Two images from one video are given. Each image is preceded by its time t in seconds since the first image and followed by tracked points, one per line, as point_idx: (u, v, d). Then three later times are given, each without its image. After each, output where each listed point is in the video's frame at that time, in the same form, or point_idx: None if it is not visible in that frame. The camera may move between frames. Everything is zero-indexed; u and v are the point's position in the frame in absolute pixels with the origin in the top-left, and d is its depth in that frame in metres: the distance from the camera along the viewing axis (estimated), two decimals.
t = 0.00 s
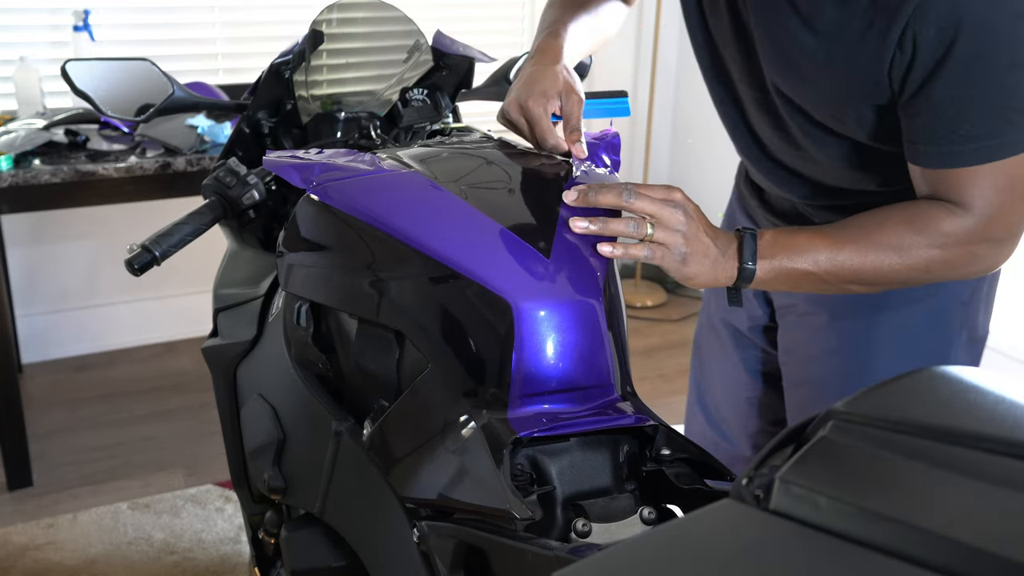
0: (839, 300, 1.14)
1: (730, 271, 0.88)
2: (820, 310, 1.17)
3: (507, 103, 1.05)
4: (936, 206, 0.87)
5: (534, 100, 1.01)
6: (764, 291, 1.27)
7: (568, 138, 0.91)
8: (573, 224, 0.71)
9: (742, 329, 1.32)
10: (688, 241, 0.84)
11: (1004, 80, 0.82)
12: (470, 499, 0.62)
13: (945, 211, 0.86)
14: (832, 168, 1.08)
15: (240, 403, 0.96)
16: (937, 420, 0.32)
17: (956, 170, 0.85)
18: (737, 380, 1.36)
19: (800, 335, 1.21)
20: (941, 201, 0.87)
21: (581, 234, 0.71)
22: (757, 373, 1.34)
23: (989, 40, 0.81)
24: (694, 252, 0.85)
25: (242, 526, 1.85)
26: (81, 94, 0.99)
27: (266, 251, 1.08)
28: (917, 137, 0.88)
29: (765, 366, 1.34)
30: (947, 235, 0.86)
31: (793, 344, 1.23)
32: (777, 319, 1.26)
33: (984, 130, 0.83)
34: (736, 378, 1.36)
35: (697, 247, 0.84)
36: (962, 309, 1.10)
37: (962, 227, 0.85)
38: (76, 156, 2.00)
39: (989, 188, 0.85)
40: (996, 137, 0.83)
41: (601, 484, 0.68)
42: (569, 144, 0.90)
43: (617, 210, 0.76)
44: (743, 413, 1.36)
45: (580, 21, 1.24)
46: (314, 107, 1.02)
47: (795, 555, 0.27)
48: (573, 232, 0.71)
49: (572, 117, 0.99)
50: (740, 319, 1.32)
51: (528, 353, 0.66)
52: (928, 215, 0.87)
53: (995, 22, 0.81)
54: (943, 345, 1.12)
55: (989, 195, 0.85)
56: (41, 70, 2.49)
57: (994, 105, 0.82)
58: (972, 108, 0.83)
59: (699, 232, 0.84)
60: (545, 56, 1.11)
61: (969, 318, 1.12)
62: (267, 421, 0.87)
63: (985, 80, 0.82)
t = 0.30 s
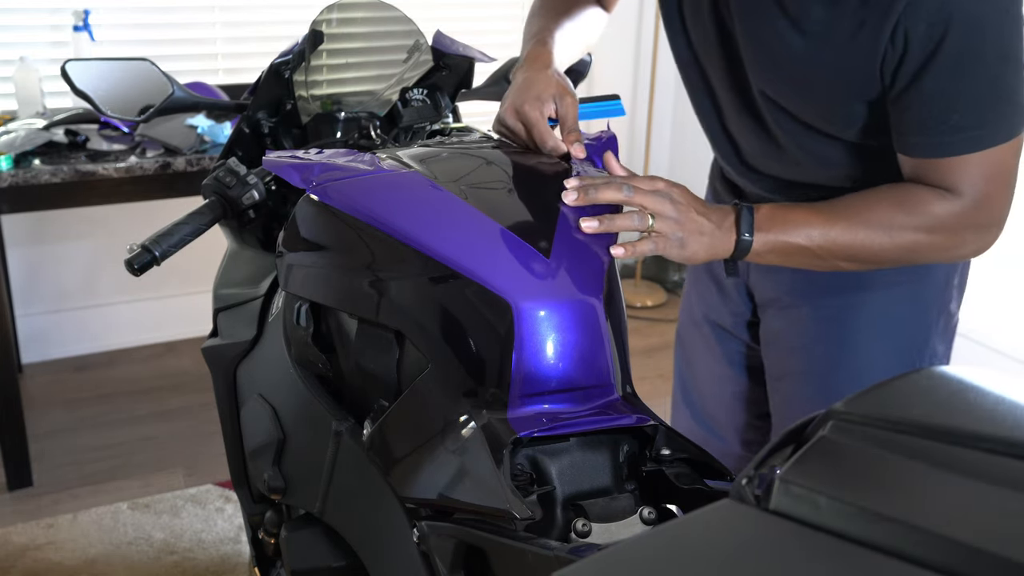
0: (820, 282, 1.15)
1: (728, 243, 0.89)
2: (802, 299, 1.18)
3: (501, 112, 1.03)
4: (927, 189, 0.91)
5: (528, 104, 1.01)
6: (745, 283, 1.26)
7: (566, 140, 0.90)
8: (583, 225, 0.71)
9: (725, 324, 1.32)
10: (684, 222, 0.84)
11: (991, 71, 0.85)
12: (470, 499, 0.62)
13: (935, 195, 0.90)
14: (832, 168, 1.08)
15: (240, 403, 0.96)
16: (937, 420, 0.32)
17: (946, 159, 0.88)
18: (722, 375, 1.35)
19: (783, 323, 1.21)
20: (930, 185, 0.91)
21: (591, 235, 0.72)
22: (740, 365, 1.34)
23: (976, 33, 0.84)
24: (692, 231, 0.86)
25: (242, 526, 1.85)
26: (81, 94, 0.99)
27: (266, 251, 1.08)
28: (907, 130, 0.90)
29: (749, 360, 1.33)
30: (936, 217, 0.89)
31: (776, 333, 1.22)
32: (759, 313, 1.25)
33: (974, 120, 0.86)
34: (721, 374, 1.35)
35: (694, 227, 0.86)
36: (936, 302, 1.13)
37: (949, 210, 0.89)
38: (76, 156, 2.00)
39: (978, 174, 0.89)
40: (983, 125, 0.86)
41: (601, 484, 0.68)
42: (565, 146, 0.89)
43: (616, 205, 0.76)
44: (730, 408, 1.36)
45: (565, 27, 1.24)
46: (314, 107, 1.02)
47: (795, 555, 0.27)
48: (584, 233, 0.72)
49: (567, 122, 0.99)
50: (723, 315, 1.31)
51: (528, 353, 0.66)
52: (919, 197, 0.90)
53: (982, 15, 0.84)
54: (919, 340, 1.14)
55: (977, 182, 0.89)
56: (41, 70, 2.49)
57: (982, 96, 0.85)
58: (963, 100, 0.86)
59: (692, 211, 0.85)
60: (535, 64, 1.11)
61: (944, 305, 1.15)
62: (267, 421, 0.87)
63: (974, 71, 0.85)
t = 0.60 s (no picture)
0: (807, 276, 1.16)
1: (719, 233, 0.90)
2: (794, 294, 1.18)
3: (500, 113, 1.02)
4: (906, 181, 0.92)
5: (527, 104, 1.01)
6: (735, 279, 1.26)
7: (565, 140, 0.91)
8: (586, 227, 0.72)
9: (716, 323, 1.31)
10: (674, 219, 0.85)
11: (978, 69, 0.86)
12: (470, 499, 0.62)
13: (914, 187, 0.91)
14: (831, 168, 1.08)
15: (240, 403, 0.96)
16: (937, 420, 0.32)
17: (927, 154, 0.89)
18: (714, 373, 1.35)
19: (773, 319, 1.21)
20: (910, 177, 0.92)
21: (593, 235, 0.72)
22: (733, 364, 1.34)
23: (966, 32, 0.84)
24: (683, 228, 0.86)
25: (242, 526, 1.85)
26: (81, 94, 0.99)
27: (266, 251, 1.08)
28: (892, 124, 0.91)
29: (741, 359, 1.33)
30: (914, 208, 0.91)
31: (767, 328, 1.22)
32: (751, 310, 1.26)
33: (958, 116, 0.87)
34: (713, 372, 1.35)
35: (684, 224, 0.86)
36: (924, 296, 1.15)
37: (927, 201, 0.91)
38: (76, 156, 2.00)
39: (955, 166, 0.90)
40: (967, 122, 0.87)
41: (601, 484, 0.68)
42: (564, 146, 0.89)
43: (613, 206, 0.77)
44: (722, 406, 1.36)
45: (556, 32, 1.24)
46: (314, 107, 1.02)
47: (794, 555, 0.27)
48: (586, 233, 0.72)
49: (566, 123, 0.99)
50: (715, 314, 1.31)
51: (528, 353, 0.66)
52: (899, 187, 0.92)
53: (972, 14, 0.84)
54: (910, 334, 1.15)
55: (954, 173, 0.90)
56: (41, 70, 2.49)
57: (968, 93, 0.86)
58: (949, 97, 0.86)
59: (681, 209, 0.86)
60: (530, 67, 1.11)
61: (929, 295, 1.15)
62: (267, 421, 0.87)
63: (962, 70, 0.86)
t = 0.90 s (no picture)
0: (798, 277, 1.16)
1: (721, 243, 0.90)
2: (787, 294, 1.18)
3: (500, 113, 1.02)
4: (908, 184, 0.92)
5: (528, 104, 1.01)
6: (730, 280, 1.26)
7: (568, 138, 0.91)
8: (587, 228, 0.71)
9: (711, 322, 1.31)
10: (676, 226, 0.85)
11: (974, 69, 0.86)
12: (470, 499, 0.62)
13: (916, 190, 0.91)
14: (830, 168, 1.08)
15: (240, 402, 0.96)
16: (937, 419, 0.32)
17: (926, 155, 0.89)
18: (711, 373, 1.35)
19: (767, 321, 1.21)
20: (911, 180, 0.92)
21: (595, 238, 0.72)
22: (728, 363, 1.34)
23: (962, 35, 0.84)
24: (683, 235, 0.86)
25: (242, 526, 1.85)
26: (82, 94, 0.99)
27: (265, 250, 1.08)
28: (889, 127, 0.91)
29: (737, 359, 1.33)
30: (916, 212, 0.91)
31: (761, 330, 1.22)
32: (746, 309, 1.26)
33: (957, 116, 0.87)
34: (709, 372, 1.35)
35: (685, 231, 0.86)
36: (915, 292, 1.15)
37: (929, 205, 0.91)
38: (76, 156, 2.00)
39: (957, 170, 0.90)
40: (963, 123, 0.87)
41: (601, 484, 0.68)
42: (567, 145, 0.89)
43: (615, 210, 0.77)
44: (718, 406, 1.36)
45: (554, 33, 1.24)
46: (314, 107, 1.02)
47: (795, 554, 0.27)
48: (588, 237, 0.72)
49: (566, 122, 0.98)
50: (710, 313, 1.31)
51: (528, 352, 0.66)
52: (901, 190, 0.92)
53: (968, 16, 0.83)
54: (902, 330, 1.16)
55: (955, 176, 0.90)
56: (41, 70, 2.49)
57: (964, 95, 0.86)
58: (946, 100, 0.86)
59: (682, 216, 0.86)
60: (529, 68, 1.11)
61: (920, 291, 1.16)
62: (267, 420, 0.87)
63: (958, 72, 0.86)
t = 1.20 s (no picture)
0: (794, 278, 1.16)
1: (721, 240, 0.90)
2: (784, 294, 1.18)
3: (500, 113, 1.03)
4: (910, 183, 0.92)
5: (527, 104, 1.01)
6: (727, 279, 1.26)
7: (567, 138, 0.91)
8: (586, 228, 0.71)
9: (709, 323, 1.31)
10: (676, 224, 0.85)
11: (974, 68, 0.86)
12: (470, 499, 0.62)
13: (917, 189, 0.91)
14: (830, 168, 1.08)
15: (240, 402, 0.96)
16: (938, 419, 0.32)
17: (926, 154, 0.89)
18: (710, 374, 1.35)
19: (763, 320, 1.21)
20: (912, 179, 0.92)
21: (593, 237, 0.72)
22: (726, 363, 1.33)
23: (962, 34, 0.84)
24: (682, 232, 0.86)
25: (242, 526, 1.85)
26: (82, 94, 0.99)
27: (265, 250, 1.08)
28: (889, 126, 0.91)
29: (736, 359, 1.33)
30: (918, 211, 0.91)
31: (758, 330, 1.22)
32: (743, 309, 1.26)
33: (958, 115, 0.87)
34: (708, 372, 1.35)
35: (684, 229, 0.86)
36: (913, 294, 1.15)
37: (930, 205, 0.91)
38: (75, 156, 2.00)
39: (958, 169, 0.90)
40: (964, 121, 0.87)
41: (601, 484, 0.68)
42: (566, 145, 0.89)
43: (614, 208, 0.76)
44: (717, 406, 1.36)
45: (555, 34, 1.24)
46: (314, 107, 1.02)
47: (796, 555, 0.27)
48: (587, 237, 0.72)
49: (565, 122, 0.98)
50: (708, 314, 1.31)
51: (528, 352, 0.66)
52: (903, 189, 0.92)
53: (967, 14, 0.84)
54: (900, 331, 1.16)
55: (956, 175, 0.90)
56: (41, 70, 2.49)
57: (964, 93, 0.86)
58: (946, 98, 0.86)
59: (683, 215, 0.86)
60: (528, 69, 1.11)
61: (917, 291, 1.15)
62: (267, 420, 0.87)
63: (958, 71, 0.86)
